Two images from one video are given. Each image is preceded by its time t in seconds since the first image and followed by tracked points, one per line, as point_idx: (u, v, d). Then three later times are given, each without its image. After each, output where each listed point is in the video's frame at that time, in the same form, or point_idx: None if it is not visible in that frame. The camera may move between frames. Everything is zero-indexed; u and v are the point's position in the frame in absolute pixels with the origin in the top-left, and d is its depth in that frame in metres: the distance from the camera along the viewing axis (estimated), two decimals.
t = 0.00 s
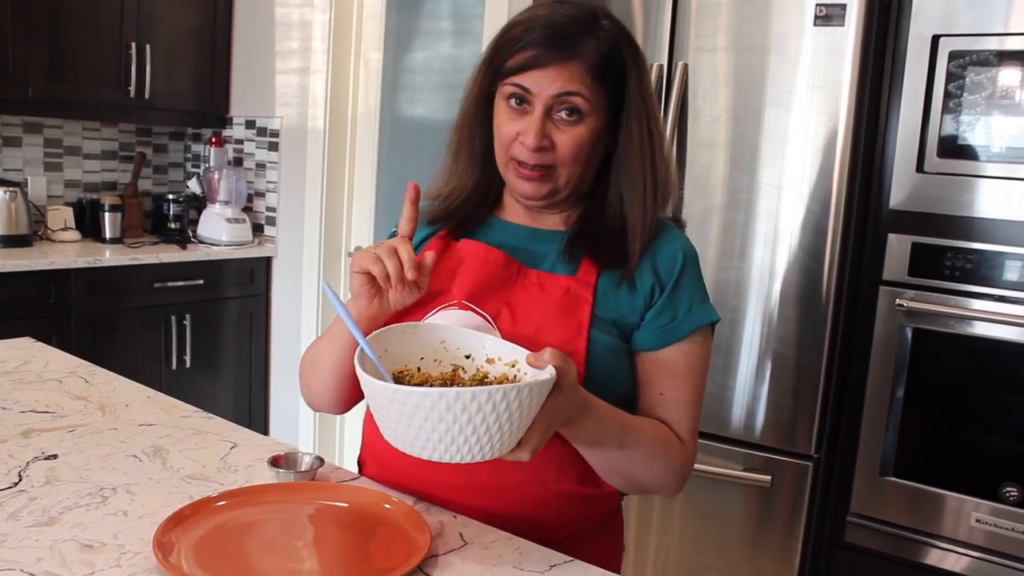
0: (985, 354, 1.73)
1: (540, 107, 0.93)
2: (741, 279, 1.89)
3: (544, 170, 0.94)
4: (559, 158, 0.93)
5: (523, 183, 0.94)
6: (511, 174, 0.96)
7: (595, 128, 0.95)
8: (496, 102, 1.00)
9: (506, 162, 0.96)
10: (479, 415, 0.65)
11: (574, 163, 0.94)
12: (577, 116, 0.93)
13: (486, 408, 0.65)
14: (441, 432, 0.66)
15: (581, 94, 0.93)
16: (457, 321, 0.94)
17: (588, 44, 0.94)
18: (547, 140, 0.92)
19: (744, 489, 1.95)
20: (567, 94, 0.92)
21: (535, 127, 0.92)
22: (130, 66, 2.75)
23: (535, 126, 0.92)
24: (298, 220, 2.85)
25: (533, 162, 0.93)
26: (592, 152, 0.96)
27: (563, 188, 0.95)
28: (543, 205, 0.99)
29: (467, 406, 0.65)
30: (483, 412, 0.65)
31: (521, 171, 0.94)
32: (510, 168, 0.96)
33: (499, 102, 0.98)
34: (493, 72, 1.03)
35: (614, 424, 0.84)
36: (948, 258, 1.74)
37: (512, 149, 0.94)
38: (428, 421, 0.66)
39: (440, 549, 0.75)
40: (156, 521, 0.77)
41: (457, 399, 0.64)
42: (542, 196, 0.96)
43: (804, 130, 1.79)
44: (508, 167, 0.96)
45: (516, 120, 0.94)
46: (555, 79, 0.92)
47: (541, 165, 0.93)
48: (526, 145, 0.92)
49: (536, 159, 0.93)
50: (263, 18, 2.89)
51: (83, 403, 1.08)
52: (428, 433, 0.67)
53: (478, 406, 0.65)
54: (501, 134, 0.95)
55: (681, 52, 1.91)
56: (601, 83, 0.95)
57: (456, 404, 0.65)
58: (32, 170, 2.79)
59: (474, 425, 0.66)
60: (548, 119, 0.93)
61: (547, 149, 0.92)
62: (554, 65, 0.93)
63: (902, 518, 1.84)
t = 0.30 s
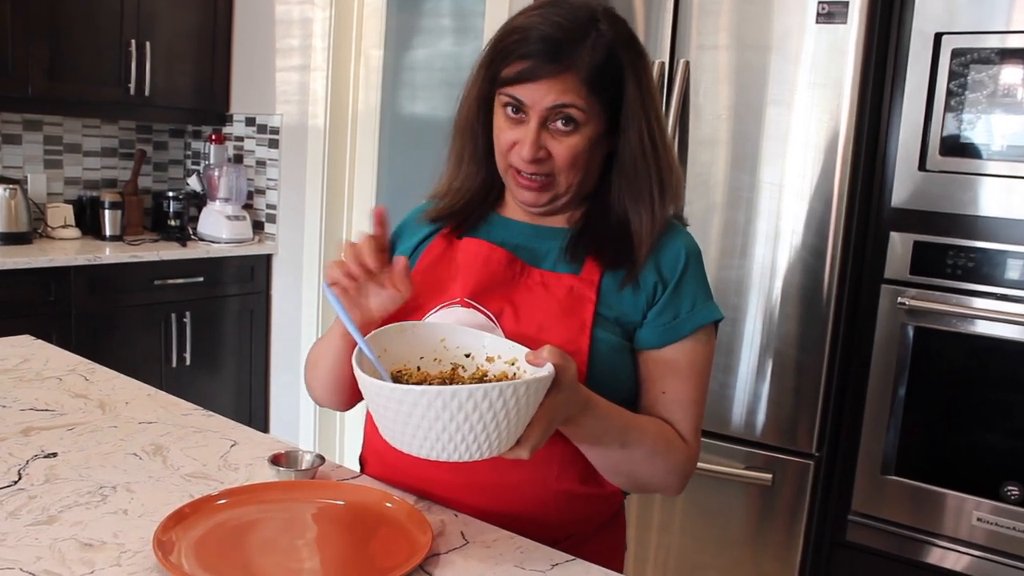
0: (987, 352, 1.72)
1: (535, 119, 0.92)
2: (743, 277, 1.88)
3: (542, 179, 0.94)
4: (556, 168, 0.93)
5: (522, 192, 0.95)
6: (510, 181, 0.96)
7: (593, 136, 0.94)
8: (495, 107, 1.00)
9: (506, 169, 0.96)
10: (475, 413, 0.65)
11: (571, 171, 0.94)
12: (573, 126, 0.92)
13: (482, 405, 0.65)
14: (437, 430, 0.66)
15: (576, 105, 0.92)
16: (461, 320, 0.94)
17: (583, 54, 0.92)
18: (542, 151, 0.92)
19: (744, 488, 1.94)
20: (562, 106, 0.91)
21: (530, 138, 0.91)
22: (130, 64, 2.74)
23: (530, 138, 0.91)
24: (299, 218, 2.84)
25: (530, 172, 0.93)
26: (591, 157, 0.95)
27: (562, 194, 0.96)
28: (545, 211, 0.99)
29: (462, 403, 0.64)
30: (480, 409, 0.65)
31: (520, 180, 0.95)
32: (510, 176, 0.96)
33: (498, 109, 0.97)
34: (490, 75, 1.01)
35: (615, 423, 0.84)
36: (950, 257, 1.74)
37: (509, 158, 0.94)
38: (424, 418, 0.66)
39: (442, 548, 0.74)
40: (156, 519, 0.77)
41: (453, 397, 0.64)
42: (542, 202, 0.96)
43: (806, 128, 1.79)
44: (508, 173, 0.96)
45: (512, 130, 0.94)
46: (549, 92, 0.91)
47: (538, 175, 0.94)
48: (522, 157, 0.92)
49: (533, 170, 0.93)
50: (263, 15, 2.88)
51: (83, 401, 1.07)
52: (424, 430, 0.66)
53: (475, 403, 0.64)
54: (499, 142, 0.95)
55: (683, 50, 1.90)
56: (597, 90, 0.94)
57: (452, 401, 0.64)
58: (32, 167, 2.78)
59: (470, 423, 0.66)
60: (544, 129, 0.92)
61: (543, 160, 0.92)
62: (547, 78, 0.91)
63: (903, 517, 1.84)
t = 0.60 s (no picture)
0: (990, 353, 1.72)
1: (542, 117, 0.92)
2: (745, 277, 1.88)
3: (549, 178, 0.94)
4: (563, 166, 0.93)
5: (529, 190, 0.95)
6: (517, 180, 0.96)
7: (599, 134, 0.94)
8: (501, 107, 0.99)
9: (512, 168, 0.96)
10: (458, 407, 0.65)
11: (578, 169, 0.94)
12: (581, 124, 0.92)
13: (466, 399, 0.65)
14: (424, 428, 0.66)
15: (583, 104, 0.92)
16: (466, 322, 0.96)
17: (589, 52, 0.92)
18: (550, 150, 0.92)
19: (746, 488, 1.94)
20: (569, 105, 0.91)
21: (538, 137, 0.91)
22: (132, 63, 2.74)
23: (538, 136, 0.91)
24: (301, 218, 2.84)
25: (537, 171, 0.93)
26: (598, 156, 0.95)
27: (569, 193, 0.96)
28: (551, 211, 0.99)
29: (443, 397, 0.64)
30: (463, 403, 0.65)
31: (527, 179, 0.95)
32: (516, 175, 0.96)
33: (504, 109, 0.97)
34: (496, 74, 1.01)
35: (615, 424, 0.84)
36: (953, 257, 1.73)
37: (516, 157, 0.94)
38: (408, 417, 0.66)
39: (444, 549, 0.74)
40: (158, 520, 0.77)
41: (435, 392, 0.64)
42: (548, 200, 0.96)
43: (809, 128, 1.79)
44: (514, 172, 0.96)
45: (519, 129, 0.94)
46: (556, 90, 0.91)
47: (546, 173, 0.94)
48: (530, 155, 0.92)
49: (540, 168, 0.93)
50: (265, 15, 2.88)
51: (85, 401, 1.07)
52: (412, 430, 0.66)
53: (458, 398, 0.64)
54: (506, 141, 0.95)
55: (685, 49, 1.90)
56: (604, 89, 0.94)
57: (436, 396, 0.64)
58: (34, 167, 2.78)
59: (455, 419, 0.65)
60: (551, 128, 0.92)
61: (550, 158, 0.92)
62: (554, 76, 0.91)
63: (906, 518, 1.83)
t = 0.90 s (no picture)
0: (994, 351, 1.71)
1: (551, 105, 0.92)
2: (748, 275, 1.88)
3: (556, 167, 0.94)
4: (571, 156, 0.93)
5: (536, 181, 0.95)
6: (523, 172, 0.96)
7: (607, 125, 0.94)
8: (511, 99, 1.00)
9: (519, 159, 0.96)
10: (450, 401, 0.65)
11: (585, 160, 0.94)
12: (589, 114, 0.93)
13: (457, 393, 0.64)
14: (418, 420, 0.66)
15: (592, 93, 0.92)
16: (468, 321, 0.95)
17: (599, 41, 0.93)
18: (558, 137, 0.92)
19: (749, 487, 1.94)
20: (578, 93, 0.92)
21: (545, 123, 0.92)
22: (135, 61, 2.74)
23: (546, 123, 0.92)
24: (303, 216, 2.84)
25: (545, 160, 0.93)
26: (606, 149, 0.96)
27: (575, 185, 0.96)
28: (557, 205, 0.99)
29: (434, 390, 0.64)
30: (455, 396, 0.65)
31: (533, 168, 0.95)
32: (523, 165, 0.96)
33: (514, 100, 0.98)
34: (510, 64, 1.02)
35: (615, 424, 0.83)
36: (957, 255, 1.73)
37: (524, 146, 0.94)
38: (401, 409, 0.66)
39: (446, 548, 0.74)
40: (160, 518, 0.77)
41: (427, 384, 0.64)
42: (555, 193, 0.96)
43: (812, 125, 1.78)
44: (521, 163, 0.96)
45: (528, 118, 0.94)
46: (566, 77, 0.92)
47: (553, 162, 0.94)
48: (537, 142, 0.92)
49: (547, 156, 0.93)
50: (267, 13, 2.88)
51: (88, 399, 1.07)
52: (405, 423, 0.66)
53: (449, 391, 0.64)
54: (514, 131, 0.96)
55: (688, 47, 1.89)
56: (613, 80, 0.94)
57: (427, 389, 0.64)
58: (37, 165, 2.78)
59: (448, 412, 0.65)
60: (559, 116, 0.92)
61: (558, 146, 0.92)
62: (564, 63, 0.92)
63: (909, 516, 1.83)
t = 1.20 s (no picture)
0: (996, 350, 1.71)
1: (550, 102, 0.92)
2: (749, 275, 1.87)
3: (557, 165, 0.94)
4: (571, 153, 0.93)
5: (536, 179, 0.95)
6: (523, 170, 0.96)
7: (607, 121, 0.94)
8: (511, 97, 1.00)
9: (519, 158, 0.96)
10: (443, 421, 0.65)
11: (586, 157, 0.94)
12: (589, 110, 0.92)
13: (450, 414, 0.64)
14: (411, 440, 0.66)
15: (592, 89, 0.92)
16: (470, 321, 0.95)
17: (599, 35, 0.93)
18: (557, 134, 0.92)
19: (751, 487, 1.93)
20: (577, 89, 0.92)
21: (545, 120, 0.92)
22: (136, 63, 2.74)
23: (545, 120, 0.92)
24: (304, 218, 2.84)
25: (545, 157, 0.93)
26: (606, 146, 0.95)
27: (575, 183, 0.96)
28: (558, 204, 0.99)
29: (426, 413, 0.64)
30: (447, 417, 0.65)
31: (533, 166, 0.95)
32: (524, 164, 0.96)
33: (513, 99, 0.98)
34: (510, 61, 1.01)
35: (617, 424, 0.83)
36: (959, 255, 1.72)
37: (524, 144, 0.94)
38: (395, 429, 0.66)
39: (449, 550, 0.74)
40: (162, 521, 0.76)
41: (419, 406, 0.64)
42: (555, 191, 0.96)
43: (813, 125, 1.78)
44: (521, 162, 0.96)
45: (528, 117, 0.94)
46: (565, 73, 0.92)
47: (553, 160, 0.94)
48: (537, 139, 0.92)
49: (547, 154, 0.93)
50: (268, 14, 2.88)
51: (88, 401, 1.07)
52: (401, 443, 0.66)
53: (441, 413, 0.64)
54: (514, 130, 0.96)
55: (689, 47, 1.89)
56: (613, 76, 0.94)
57: (419, 411, 0.64)
58: (38, 167, 2.79)
59: (441, 432, 0.65)
60: (559, 113, 0.92)
61: (557, 143, 0.92)
62: (564, 58, 0.92)
63: (911, 517, 1.83)
